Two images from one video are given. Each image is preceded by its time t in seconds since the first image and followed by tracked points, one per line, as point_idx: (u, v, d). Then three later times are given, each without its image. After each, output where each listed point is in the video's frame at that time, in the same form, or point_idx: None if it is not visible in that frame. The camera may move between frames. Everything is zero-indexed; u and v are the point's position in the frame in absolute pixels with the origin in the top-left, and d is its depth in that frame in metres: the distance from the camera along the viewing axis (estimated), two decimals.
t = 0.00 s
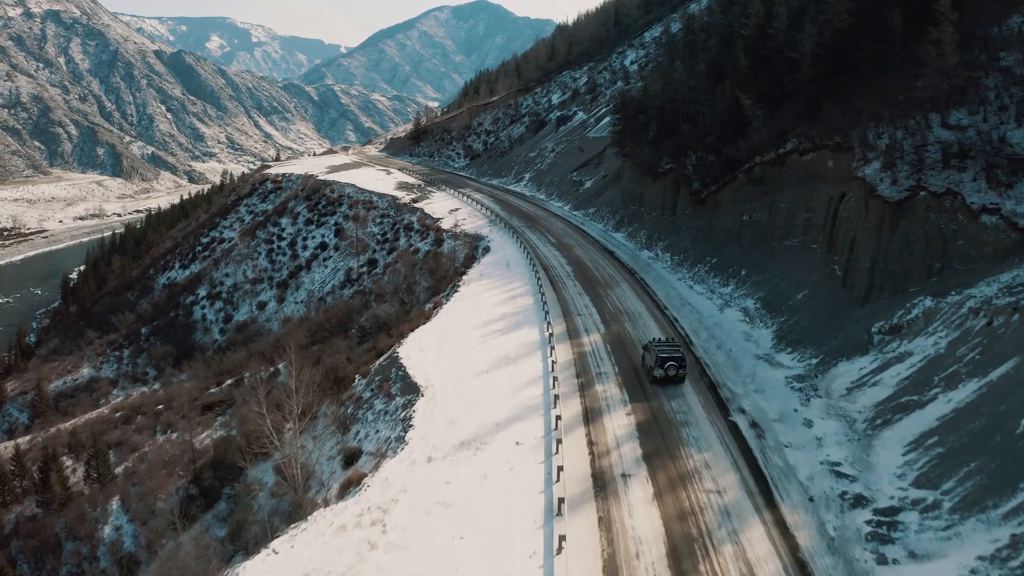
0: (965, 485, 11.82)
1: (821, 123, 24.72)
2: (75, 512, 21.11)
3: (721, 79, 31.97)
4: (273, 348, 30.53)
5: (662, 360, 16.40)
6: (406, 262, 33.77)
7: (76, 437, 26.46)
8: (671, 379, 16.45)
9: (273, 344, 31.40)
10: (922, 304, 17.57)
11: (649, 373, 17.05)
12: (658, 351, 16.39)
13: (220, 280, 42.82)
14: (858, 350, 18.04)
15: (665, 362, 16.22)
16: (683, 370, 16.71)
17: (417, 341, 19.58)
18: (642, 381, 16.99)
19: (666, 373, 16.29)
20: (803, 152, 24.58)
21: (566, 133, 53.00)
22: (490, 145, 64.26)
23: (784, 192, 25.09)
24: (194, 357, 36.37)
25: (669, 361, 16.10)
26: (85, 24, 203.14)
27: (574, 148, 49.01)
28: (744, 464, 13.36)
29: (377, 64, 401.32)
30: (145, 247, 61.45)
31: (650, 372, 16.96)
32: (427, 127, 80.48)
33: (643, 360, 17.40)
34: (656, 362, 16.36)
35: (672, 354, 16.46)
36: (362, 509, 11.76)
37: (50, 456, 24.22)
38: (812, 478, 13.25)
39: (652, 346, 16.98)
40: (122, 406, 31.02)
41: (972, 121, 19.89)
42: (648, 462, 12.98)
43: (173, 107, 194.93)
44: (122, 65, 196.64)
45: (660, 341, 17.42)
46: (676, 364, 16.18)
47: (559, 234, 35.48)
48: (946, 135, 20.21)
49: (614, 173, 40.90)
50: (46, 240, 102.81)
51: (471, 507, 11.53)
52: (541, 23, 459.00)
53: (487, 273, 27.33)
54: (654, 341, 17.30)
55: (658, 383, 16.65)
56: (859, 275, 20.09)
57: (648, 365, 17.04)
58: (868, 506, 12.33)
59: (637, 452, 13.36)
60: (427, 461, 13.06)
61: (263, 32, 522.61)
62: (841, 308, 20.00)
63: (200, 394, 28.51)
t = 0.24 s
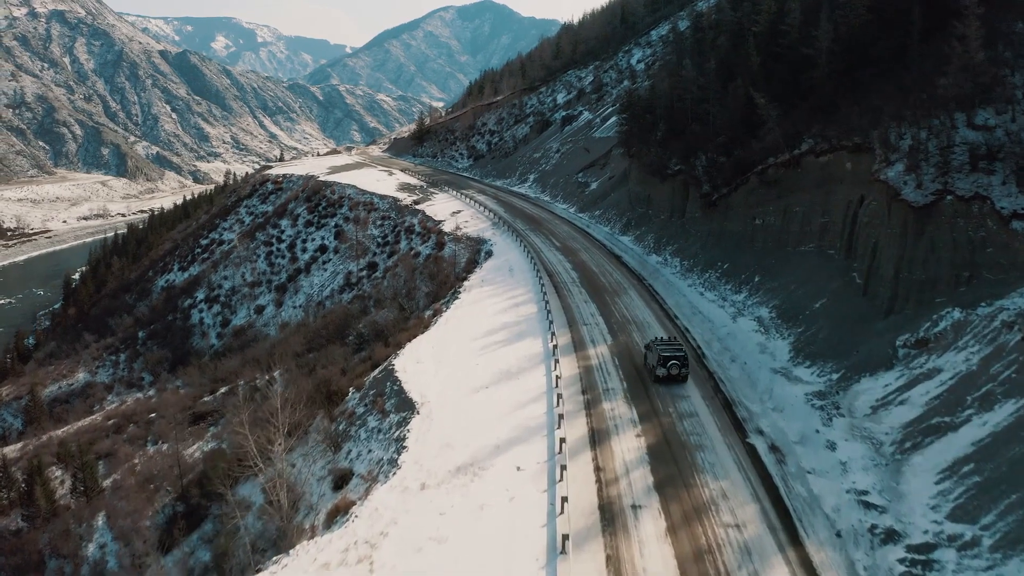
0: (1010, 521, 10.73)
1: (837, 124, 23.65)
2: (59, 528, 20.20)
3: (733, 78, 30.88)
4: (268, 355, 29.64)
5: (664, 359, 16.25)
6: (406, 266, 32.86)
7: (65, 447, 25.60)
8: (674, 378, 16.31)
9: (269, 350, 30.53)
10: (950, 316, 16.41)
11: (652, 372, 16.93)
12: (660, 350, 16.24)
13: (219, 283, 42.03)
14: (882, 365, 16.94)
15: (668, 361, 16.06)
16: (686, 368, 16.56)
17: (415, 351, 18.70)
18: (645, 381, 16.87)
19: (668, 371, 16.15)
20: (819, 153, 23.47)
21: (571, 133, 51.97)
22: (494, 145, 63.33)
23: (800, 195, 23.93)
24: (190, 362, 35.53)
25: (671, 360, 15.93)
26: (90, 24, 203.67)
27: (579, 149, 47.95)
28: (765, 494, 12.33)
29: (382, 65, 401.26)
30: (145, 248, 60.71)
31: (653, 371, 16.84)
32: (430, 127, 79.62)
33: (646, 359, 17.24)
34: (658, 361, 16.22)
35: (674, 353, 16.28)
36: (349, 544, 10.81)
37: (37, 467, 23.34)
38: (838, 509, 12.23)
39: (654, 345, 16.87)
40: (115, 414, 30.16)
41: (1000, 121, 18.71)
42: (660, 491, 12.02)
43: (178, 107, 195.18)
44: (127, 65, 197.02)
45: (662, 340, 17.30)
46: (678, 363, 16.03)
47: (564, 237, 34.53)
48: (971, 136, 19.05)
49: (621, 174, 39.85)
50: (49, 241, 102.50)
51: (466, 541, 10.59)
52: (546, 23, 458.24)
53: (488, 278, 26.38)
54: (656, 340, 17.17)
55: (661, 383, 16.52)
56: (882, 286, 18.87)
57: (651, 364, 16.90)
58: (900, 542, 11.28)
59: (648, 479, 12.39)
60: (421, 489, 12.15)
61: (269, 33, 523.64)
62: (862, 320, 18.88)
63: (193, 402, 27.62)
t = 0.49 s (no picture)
0: None
1: (853, 123, 22.42)
2: (46, 542, 19.38)
3: (744, 77, 29.90)
4: (265, 361, 28.90)
5: (667, 358, 16.20)
6: (407, 270, 32.06)
7: (56, 456, 24.89)
8: (676, 378, 16.26)
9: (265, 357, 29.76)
10: (979, 327, 15.26)
11: (654, 372, 16.89)
12: (663, 350, 16.18)
13: (218, 285, 41.36)
14: (906, 380, 15.88)
15: (671, 361, 15.99)
16: (689, 368, 16.52)
17: (413, 362, 17.95)
18: (648, 381, 16.83)
19: (671, 371, 16.08)
20: (835, 154, 22.28)
21: (577, 133, 51.04)
22: (498, 146, 62.47)
23: (815, 198, 22.86)
24: (187, 367, 34.83)
25: (674, 360, 15.88)
26: (95, 23, 204.26)
27: (585, 149, 47.04)
28: (787, 524, 11.41)
29: (387, 65, 401.23)
30: (145, 249, 60.15)
31: (655, 371, 16.80)
32: (434, 127, 78.85)
33: (649, 358, 17.26)
34: (661, 361, 16.16)
35: (677, 352, 16.24)
36: None
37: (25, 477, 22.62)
38: (865, 541, 11.30)
39: (657, 344, 16.82)
40: (109, 420, 29.46)
41: None
42: (672, 521, 11.13)
43: (183, 107, 195.45)
44: (132, 65, 197.44)
45: (665, 339, 17.26)
46: (681, 363, 15.96)
47: (569, 241, 33.66)
48: (999, 138, 17.28)
49: (627, 175, 38.92)
50: (52, 241, 102.33)
51: None
52: (551, 23, 457.02)
53: (490, 284, 25.54)
54: (659, 339, 17.13)
55: (664, 382, 16.48)
56: (904, 294, 17.73)
57: (654, 363, 16.90)
58: None
59: (660, 506, 11.51)
60: (414, 516, 11.38)
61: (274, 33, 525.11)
62: (883, 331, 17.83)
63: (188, 410, 26.84)
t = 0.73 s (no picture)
0: None
1: (872, 122, 21.23)
2: (31, 558, 18.72)
3: (755, 75, 28.89)
4: (262, 368, 28.24)
5: (671, 358, 16.27)
6: (408, 274, 31.32)
7: (47, 465, 24.30)
8: (680, 377, 16.34)
9: (262, 363, 29.08)
10: (1010, 341, 14.01)
11: (657, 371, 16.97)
12: (666, 349, 16.26)
13: (218, 288, 40.79)
14: (932, 397, 14.75)
15: (674, 360, 16.08)
16: (692, 367, 16.61)
17: (411, 374, 17.17)
18: (650, 380, 16.91)
19: (675, 370, 16.15)
20: (853, 155, 21.10)
21: (583, 133, 50.14)
22: (503, 146, 61.68)
23: (831, 201, 21.77)
24: (185, 372, 34.25)
25: (677, 359, 15.96)
26: (102, 24, 205.04)
27: (591, 150, 46.17)
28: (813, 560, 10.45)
29: (393, 65, 401.33)
30: (147, 250, 59.74)
31: (658, 370, 16.88)
32: (439, 127, 78.14)
33: (652, 358, 17.35)
34: (664, 361, 16.24)
35: (680, 352, 16.35)
36: None
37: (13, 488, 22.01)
38: None
39: (660, 344, 16.92)
40: (104, 427, 28.87)
41: None
42: (686, 554, 10.26)
43: (189, 107, 195.92)
44: (139, 65, 198.08)
45: (667, 339, 17.36)
46: (685, 362, 16.07)
47: (574, 244, 32.78)
48: None
49: (635, 176, 38.01)
50: (57, 241, 102.33)
51: None
52: (557, 22, 455.79)
53: (493, 289, 24.71)
54: (662, 339, 17.22)
55: (667, 382, 16.55)
56: (929, 305, 16.55)
57: (656, 363, 16.97)
58: None
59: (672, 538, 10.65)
60: (406, 548, 10.57)
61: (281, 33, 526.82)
62: (906, 343, 16.70)
63: (183, 418, 26.18)
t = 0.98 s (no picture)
0: None
1: (889, 123, 20.29)
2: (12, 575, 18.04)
3: (766, 74, 27.92)
4: (256, 375, 27.51)
5: (672, 357, 16.49)
6: (407, 278, 30.54)
7: (34, 475, 23.65)
8: (680, 377, 16.56)
9: (256, 371, 28.35)
10: None
11: (658, 370, 17.18)
12: (668, 348, 16.48)
13: (215, 291, 40.17)
14: (960, 414, 13.49)
15: (675, 359, 16.30)
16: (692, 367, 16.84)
17: (407, 387, 16.39)
18: (651, 379, 17.12)
19: (675, 370, 16.36)
20: (869, 157, 20.14)
21: (588, 133, 49.22)
22: (506, 146, 60.82)
23: (846, 204, 20.77)
24: (180, 377, 33.61)
25: (678, 358, 16.18)
26: (106, 24, 205.40)
27: (596, 150, 45.23)
28: None
29: (397, 65, 401.19)
30: (146, 251, 59.20)
31: (659, 369, 17.09)
32: (442, 127, 77.35)
33: (652, 357, 17.56)
34: (665, 359, 16.47)
35: (681, 351, 16.58)
36: None
37: None
38: None
39: (661, 343, 17.15)
40: (96, 435, 28.22)
41: None
42: None
43: (193, 107, 196.04)
44: (143, 65, 198.31)
45: (668, 338, 17.61)
46: (686, 361, 16.29)
47: (579, 247, 31.91)
48: None
49: (641, 178, 37.10)
50: (60, 241, 102.18)
51: None
52: (561, 22, 454.74)
53: (494, 295, 23.87)
54: (663, 338, 17.45)
55: (667, 381, 16.75)
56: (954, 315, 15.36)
57: (657, 362, 17.17)
58: None
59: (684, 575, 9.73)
60: None
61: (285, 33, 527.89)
62: (930, 355, 15.49)
63: (174, 427, 25.44)
